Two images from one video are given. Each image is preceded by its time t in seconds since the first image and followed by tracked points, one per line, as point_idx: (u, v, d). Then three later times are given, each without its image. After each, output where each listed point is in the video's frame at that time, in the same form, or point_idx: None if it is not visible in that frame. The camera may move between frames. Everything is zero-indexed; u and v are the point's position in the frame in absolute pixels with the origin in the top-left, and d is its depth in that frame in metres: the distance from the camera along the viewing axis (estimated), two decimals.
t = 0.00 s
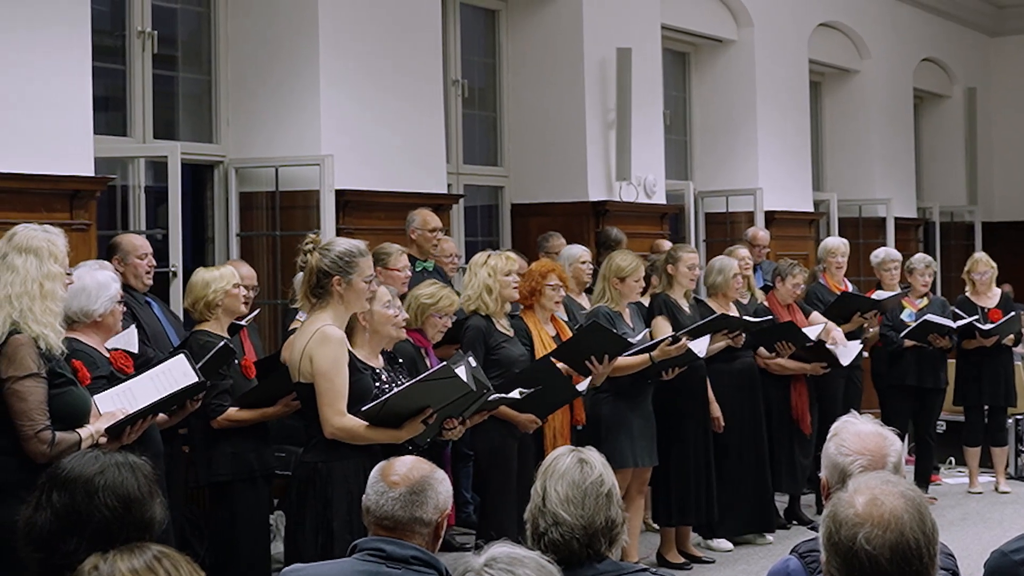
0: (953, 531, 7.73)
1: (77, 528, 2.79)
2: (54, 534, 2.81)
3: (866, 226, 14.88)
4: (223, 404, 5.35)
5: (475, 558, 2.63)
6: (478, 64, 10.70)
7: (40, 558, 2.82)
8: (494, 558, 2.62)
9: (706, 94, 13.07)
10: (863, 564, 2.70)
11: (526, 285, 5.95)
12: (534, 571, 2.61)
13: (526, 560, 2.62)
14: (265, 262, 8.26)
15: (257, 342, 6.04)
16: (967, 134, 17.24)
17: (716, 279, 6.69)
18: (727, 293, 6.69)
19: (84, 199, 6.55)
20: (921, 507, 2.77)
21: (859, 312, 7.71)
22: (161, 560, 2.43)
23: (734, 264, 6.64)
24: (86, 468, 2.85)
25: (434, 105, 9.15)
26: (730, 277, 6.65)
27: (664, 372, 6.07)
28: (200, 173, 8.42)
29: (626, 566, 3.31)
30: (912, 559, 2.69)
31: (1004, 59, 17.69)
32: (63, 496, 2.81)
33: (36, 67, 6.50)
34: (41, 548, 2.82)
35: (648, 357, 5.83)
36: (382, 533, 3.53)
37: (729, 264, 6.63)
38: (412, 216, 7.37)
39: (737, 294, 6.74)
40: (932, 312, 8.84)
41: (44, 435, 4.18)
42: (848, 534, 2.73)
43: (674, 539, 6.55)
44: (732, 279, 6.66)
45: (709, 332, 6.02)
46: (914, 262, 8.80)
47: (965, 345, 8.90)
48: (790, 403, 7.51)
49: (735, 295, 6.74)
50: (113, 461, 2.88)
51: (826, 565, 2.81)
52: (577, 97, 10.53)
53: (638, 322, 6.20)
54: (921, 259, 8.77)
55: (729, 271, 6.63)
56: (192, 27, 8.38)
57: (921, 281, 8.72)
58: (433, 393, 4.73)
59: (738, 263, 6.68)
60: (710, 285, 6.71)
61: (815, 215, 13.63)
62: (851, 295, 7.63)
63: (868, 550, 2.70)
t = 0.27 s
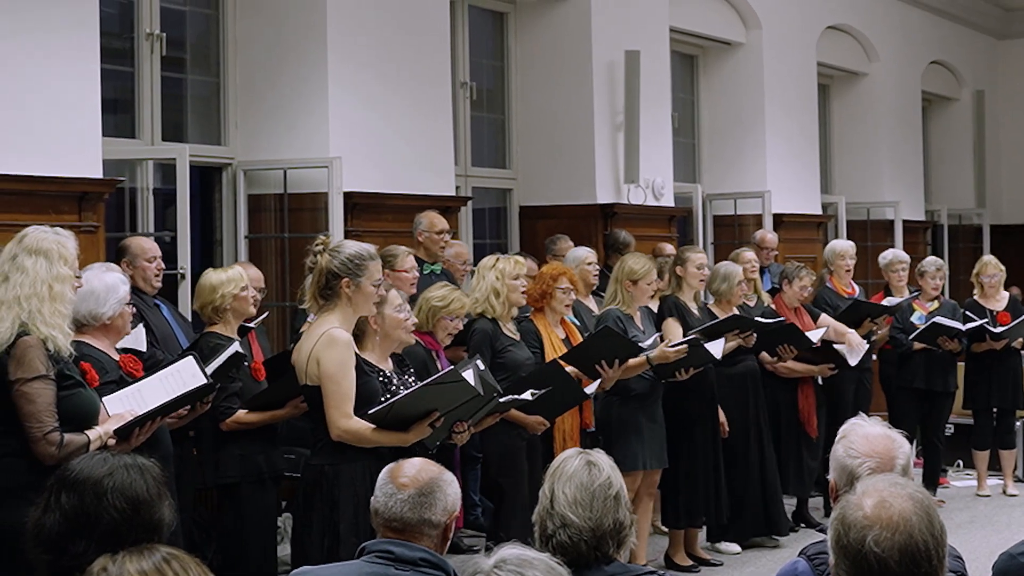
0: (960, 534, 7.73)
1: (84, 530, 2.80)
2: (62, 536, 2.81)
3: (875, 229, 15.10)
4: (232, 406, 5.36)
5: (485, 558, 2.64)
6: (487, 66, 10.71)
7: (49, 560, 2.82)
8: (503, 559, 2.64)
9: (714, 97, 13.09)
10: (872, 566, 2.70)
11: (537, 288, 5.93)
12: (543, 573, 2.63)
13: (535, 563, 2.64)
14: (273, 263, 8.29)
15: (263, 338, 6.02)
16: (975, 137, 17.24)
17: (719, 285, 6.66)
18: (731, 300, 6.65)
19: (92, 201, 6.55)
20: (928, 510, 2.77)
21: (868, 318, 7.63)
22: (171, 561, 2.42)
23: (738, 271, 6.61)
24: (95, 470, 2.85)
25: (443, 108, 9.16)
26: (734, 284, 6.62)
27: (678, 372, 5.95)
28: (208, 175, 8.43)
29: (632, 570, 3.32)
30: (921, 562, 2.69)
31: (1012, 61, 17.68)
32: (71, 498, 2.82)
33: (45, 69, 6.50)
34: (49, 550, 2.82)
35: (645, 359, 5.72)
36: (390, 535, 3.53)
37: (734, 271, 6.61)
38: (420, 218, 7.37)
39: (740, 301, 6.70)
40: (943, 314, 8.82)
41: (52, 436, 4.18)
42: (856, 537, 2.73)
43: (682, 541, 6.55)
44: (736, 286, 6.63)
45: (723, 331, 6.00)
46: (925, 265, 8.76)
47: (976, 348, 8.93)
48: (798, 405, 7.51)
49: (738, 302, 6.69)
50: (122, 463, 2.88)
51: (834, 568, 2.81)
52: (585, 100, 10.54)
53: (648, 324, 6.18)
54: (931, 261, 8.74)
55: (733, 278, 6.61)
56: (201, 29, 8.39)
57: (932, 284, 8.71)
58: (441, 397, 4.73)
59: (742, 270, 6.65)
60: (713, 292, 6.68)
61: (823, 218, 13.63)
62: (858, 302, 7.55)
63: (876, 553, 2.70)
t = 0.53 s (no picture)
0: (968, 536, 7.72)
1: (93, 532, 2.80)
2: (70, 537, 2.81)
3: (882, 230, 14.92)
4: (241, 412, 5.37)
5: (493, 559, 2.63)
6: (495, 68, 10.72)
7: (57, 562, 2.82)
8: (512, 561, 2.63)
9: (722, 99, 13.10)
10: (880, 567, 2.70)
11: (546, 289, 5.93)
12: (552, 574, 2.62)
13: (544, 564, 2.62)
14: (281, 264, 8.28)
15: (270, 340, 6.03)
16: (984, 139, 17.22)
17: (729, 284, 6.65)
18: (740, 299, 6.64)
19: (100, 202, 6.55)
20: (936, 510, 2.77)
21: (880, 321, 7.62)
22: (185, 562, 2.46)
23: (748, 270, 6.59)
24: (102, 471, 2.85)
25: (452, 110, 9.16)
26: (744, 284, 6.60)
27: (689, 372, 5.88)
28: (216, 177, 8.43)
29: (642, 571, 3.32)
30: (929, 562, 2.69)
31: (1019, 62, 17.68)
32: (79, 499, 2.81)
33: (55, 71, 6.51)
34: (57, 551, 2.82)
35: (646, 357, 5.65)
36: (399, 536, 3.53)
37: (744, 270, 6.58)
38: (427, 220, 7.40)
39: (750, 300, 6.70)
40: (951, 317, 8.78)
41: (61, 438, 4.18)
42: (864, 538, 2.73)
43: (691, 543, 6.51)
44: (746, 285, 6.62)
45: (733, 331, 5.98)
46: (931, 266, 8.77)
47: (986, 349, 8.96)
48: (805, 406, 7.52)
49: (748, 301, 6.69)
50: (130, 465, 2.88)
51: (841, 568, 2.81)
52: (593, 102, 10.54)
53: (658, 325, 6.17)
54: (938, 262, 8.74)
55: (743, 276, 6.59)
56: (208, 31, 8.39)
57: (940, 284, 8.68)
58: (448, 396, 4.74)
59: (753, 269, 6.64)
60: (723, 291, 6.67)
61: (831, 219, 13.62)
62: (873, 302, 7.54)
63: (885, 554, 2.70)
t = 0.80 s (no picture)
0: (976, 537, 7.72)
1: (100, 534, 2.80)
2: (77, 539, 2.81)
3: (890, 232, 14.95)
4: (243, 417, 5.42)
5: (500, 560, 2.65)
6: (503, 70, 10.73)
7: (64, 564, 2.82)
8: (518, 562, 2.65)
9: (730, 100, 13.12)
10: (888, 568, 2.70)
11: (555, 292, 5.91)
12: (560, 574, 2.63)
13: (552, 564, 2.64)
14: (289, 265, 8.27)
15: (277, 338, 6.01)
16: (992, 140, 17.22)
17: (740, 286, 6.65)
18: (751, 300, 6.63)
19: (108, 204, 6.55)
20: (944, 512, 2.77)
21: (891, 321, 7.64)
22: (196, 564, 2.46)
23: (759, 272, 6.59)
24: (110, 474, 2.85)
25: (460, 111, 9.16)
26: (755, 285, 6.60)
27: (698, 370, 5.92)
28: (224, 178, 8.44)
29: (650, 573, 3.32)
30: (937, 563, 2.69)
31: None
32: (87, 502, 2.82)
33: (64, 72, 6.51)
34: (65, 553, 2.83)
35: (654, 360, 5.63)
36: (407, 538, 3.53)
37: (756, 272, 6.59)
38: (434, 222, 7.41)
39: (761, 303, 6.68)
40: (955, 318, 8.82)
41: (69, 439, 4.18)
42: (872, 539, 2.73)
43: (698, 544, 6.43)
44: (757, 288, 6.61)
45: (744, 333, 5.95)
46: (935, 267, 8.82)
47: (995, 350, 8.95)
48: (812, 408, 7.51)
49: (759, 303, 6.68)
50: (138, 467, 2.88)
51: (850, 569, 2.81)
52: (600, 104, 10.55)
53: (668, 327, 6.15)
54: (941, 263, 8.79)
55: (755, 278, 6.59)
56: (216, 33, 8.40)
57: (943, 285, 8.73)
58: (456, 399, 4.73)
59: (764, 271, 6.64)
60: (734, 293, 6.67)
61: (839, 220, 13.62)
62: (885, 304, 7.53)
63: (893, 554, 2.69)
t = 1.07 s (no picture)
0: (983, 540, 7.73)
1: (108, 535, 2.81)
2: (86, 541, 2.82)
3: (898, 234, 15.02)
4: (247, 413, 5.44)
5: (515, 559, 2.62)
6: (512, 72, 10.72)
7: (73, 566, 2.82)
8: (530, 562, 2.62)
9: (739, 102, 13.11)
10: (897, 570, 2.69)
11: (564, 293, 5.91)
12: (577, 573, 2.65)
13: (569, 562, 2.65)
14: (297, 267, 8.27)
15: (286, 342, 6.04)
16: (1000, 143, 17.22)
17: (750, 289, 6.69)
18: (761, 303, 6.67)
19: (116, 205, 6.55)
20: (953, 514, 2.77)
21: (897, 324, 7.66)
22: (200, 566, 2.41)
23: (769, 275, 6.64)
24: (119, 475, 2.86)
25: (471, 113, 9.17)
26: (765, 288, 6.64)
27: (708, 369, 5.93)
28: (233, 180, 8.44)
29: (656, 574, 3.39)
30: (946, 565, 2.69)
31: None
32: (95, 503, 2.83)
33: (73, 73, 6.52)
34: (73, 556, 2.83)
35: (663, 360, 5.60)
36: (419, 541, 3.53)
37: (765, 275, 6.64)
38: (444, 223, 7.42)
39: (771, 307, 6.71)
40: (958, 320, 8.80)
41: (78, 441, 4.18)
42: (881, 542, 2.72)
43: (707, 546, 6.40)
44: (767, 291, 6.65)
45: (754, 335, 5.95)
46: (936, 271, 8.77)
47: (1004, 353, 8.93)
48: (819, 411, 7.53)
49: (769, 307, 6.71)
50: (147, 469, 2.90)
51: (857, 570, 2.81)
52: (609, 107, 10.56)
53: (677, 328, 6.11)
54: (943, 267, 8.75)
55: (764, 281, 6.64)
56: (225, 34, 8.39)
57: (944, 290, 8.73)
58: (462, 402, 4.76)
59: (774, 275, 6.68)
60: (743, 295, 6.71)
61: (848, 223, 13.64)
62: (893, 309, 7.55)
63: (902, 557, 2.69)
